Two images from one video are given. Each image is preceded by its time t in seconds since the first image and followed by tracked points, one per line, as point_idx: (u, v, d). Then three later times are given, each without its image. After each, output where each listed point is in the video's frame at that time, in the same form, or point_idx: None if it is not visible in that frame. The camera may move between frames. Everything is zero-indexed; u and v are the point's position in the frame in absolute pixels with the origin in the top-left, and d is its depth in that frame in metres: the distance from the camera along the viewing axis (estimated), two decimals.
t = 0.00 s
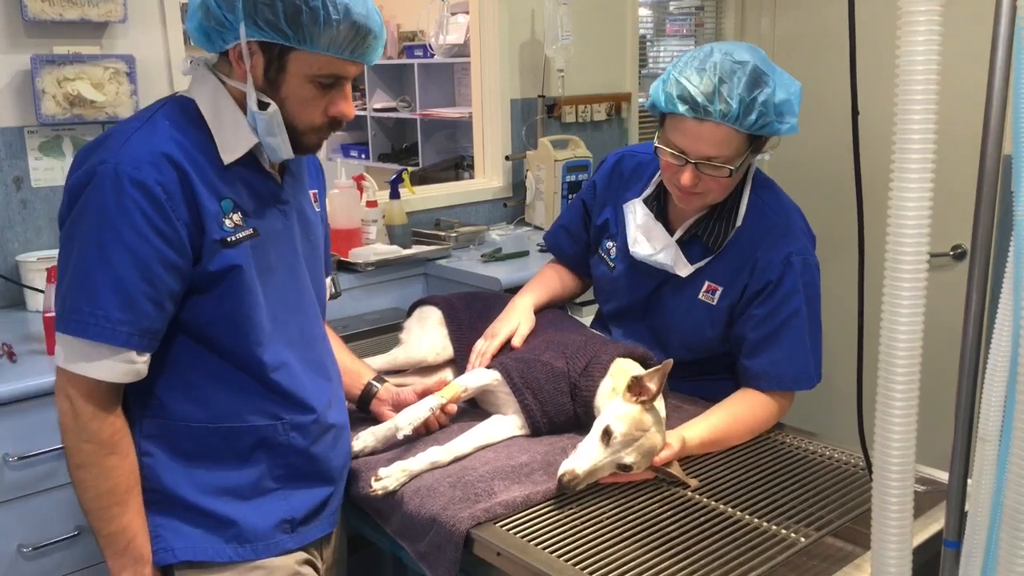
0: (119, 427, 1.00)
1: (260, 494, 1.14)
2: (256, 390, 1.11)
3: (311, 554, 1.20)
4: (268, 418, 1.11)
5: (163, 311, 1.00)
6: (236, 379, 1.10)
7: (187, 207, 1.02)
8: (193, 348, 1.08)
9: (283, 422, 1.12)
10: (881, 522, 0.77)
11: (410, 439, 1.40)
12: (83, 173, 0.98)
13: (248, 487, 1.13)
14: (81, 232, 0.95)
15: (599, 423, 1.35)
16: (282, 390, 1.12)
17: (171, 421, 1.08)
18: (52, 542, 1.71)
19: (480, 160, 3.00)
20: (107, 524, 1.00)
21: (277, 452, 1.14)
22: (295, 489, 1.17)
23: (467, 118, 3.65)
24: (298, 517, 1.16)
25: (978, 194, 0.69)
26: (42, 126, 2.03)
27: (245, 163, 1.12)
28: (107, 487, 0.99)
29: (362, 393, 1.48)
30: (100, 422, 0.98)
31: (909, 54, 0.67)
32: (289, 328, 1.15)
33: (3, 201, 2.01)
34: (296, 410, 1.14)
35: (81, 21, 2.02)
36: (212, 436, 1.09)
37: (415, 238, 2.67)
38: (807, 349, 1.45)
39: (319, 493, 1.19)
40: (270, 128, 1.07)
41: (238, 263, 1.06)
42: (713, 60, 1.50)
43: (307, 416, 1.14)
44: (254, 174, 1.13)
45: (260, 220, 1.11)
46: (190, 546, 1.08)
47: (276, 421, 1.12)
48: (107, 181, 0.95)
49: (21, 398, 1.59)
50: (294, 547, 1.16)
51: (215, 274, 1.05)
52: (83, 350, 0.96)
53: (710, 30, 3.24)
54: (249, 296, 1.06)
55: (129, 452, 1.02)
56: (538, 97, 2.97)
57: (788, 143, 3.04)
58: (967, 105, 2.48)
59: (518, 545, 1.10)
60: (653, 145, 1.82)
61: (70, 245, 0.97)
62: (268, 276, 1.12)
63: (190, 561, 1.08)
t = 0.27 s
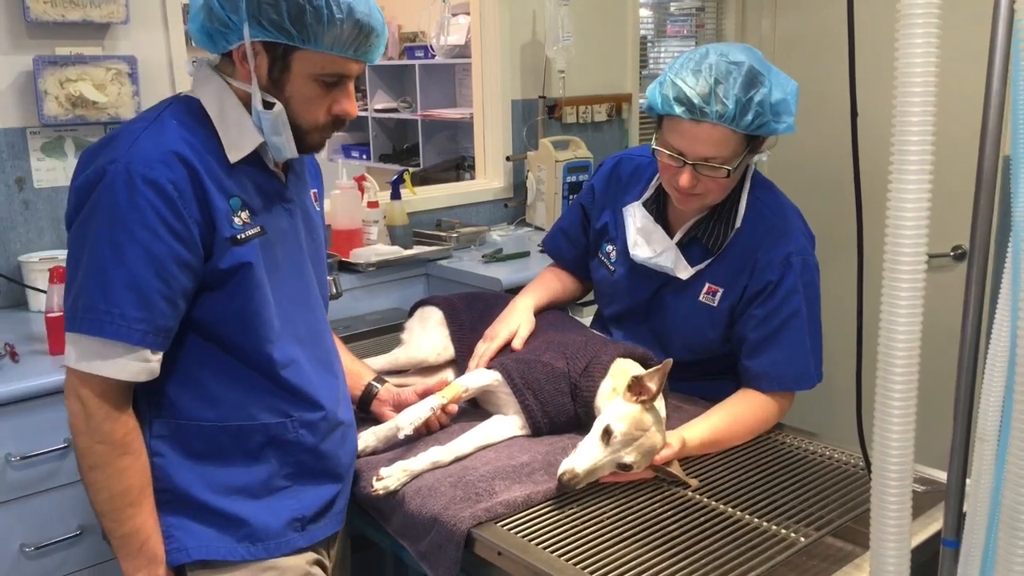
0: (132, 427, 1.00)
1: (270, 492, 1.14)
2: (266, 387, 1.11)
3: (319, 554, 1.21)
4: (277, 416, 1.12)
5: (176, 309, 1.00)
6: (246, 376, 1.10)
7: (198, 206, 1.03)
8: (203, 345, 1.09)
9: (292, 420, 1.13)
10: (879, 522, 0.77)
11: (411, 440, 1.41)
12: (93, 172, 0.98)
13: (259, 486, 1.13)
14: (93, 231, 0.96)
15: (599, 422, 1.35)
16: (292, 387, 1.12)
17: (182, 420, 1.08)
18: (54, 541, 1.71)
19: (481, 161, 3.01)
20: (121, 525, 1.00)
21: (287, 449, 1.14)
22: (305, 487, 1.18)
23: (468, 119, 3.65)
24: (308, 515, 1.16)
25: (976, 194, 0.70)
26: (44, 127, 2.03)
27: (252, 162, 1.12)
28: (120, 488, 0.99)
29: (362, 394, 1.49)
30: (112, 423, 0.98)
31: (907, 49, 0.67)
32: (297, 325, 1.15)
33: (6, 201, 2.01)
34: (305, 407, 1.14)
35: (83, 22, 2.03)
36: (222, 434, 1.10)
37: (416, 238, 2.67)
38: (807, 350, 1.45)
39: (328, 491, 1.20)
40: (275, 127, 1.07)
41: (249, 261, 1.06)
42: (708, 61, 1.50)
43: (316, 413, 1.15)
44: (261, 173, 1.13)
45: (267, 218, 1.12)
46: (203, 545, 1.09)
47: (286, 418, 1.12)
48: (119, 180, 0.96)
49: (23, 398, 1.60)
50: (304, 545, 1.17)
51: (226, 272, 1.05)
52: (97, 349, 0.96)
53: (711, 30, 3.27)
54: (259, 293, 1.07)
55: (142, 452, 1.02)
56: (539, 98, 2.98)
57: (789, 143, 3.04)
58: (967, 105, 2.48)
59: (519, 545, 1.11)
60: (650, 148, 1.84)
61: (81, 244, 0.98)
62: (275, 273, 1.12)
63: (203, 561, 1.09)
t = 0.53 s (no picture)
0: (138, 428, 1.01)
1: (275, 491, 1.15)
2: (270, 386, 1.12)
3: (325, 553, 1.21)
4: (281, 415, 1.12)
5: (182, 309, 1.00)
6: (250, 376, 1.11)
7: (203, 206, 1.03)
8: (208, 346, 1.09)
9: (297, 418, 1.13)
10: (877, 521, 0.77)
11: (411, 440, 1.41)
12: (97, 173, 0.99)
13: (264, 485, 1.14)
14: (99, 232, 0.96)
15: (599, 418, 1.33)
16: (296, 386, 1.12)
17: (188, 421, 1.09)
18: (54, 541, 1.72)
19: (481, 161, 3.01)
20: (127, 526, 1.01)
21: (292, 448, 1.14)
22: (310, 486, 1.18)
23: (468, 119, 3.65)
24: (314, 514, 1.17)
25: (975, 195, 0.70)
26: (45, 127, 2.04)
27: (254, 161, 1.12)
28: (127, 490, 1.00)
29: (362, 395, 1.49)
30: (119, 424, 0.99)
31: (905, 50, 0.67)
32: (300, 324, 1.16)
33: (6, 201, 2.02)
34: (309, 406, 1.15)
35: (84, 23, 2.03)
36: (227, 434, 1.10)
37: (416, 238, 2.68)
38: (805, 349, 1.46)
39: (333, 490, 1.20)
40: (277, 127, 1.07)
41: (254, 260, 1.06)
42: (697, 61, 1.51)
43: (320, 412, 1.15)
44: (263, 173, 1.13)
45: (270, 217, 1.12)
46: (211, 545, 1.09)
47: (290, 417, 1.13)
48: (124, 181, 0.96)
49: (24, 397, 1.60)
50: (310, 544, 1.17)
51: (231, 272, 1.05)
52: (105, 350, 0.96)
53: (711, 30, 3.25)
54: (263, 292, 1.07)
55: (148, 453, 1.02)
56: (539, 98, 2.98)
57: (789, 143, 3.04)
58: (966, 105, 2.48)
59: (518, 545, 1.11)
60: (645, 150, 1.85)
61: (87, 245, 0.98)
62: (279, 272, 1.13)
63: (210, 561, 1.09)
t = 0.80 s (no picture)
0: (142, 428, 1.01)
1: (279, 491, 1.15)
2: (273, 385, 1.12)
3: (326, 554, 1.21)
4: (284, 414, 1.12)
5: (186, 309, 1.01)
6: (253, 374, 1.11)
7: (207, 205, 1.03)
8: (211, 345, 1.09)
9: (300, 417, 1.13)
10: (878, 520, 0.78)
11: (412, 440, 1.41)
12: (100, 173, 0.99)
13: (267, 485, 1.14)
14: (102, 231, 0.96)
15: (600, 417, 1.33)
16: (299, 385, 1.12)
17: (191, 421, 1.09)
18: (55, 541, 1.72)
19: (481, 161, 3.01)
20: (131, 527, 1.01)
21: (295, 448, 1.15)
22: (312, 485, 1.18)
23: (468, 119, 3.65)
24: (316, 513, 1.17)
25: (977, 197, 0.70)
26: (45, 127, 2.04)
27: (256, 161, 1.12)
28: (131, 490, 1.00)
29: (363, 395, 1.49)
30: (123, 424, 0.99)
31: (905, 49, 0.67)
32: (302, 323, 1.16)
33: (6, 201, 2.02)
34: (312, 405, 1.15)
35: (84, 23, 2.03)
36: (230, 434, 1.10)
37: (417, 238, 2.68)
38: (805, 349, 1.46)
39: (335, 489, 1.20)
40: (279, 127, 1.08)
41: (257, 259, 1.07)
42: (687, 59, 1.51)
43: (323, 411, 1.15)
44: (264, 172, 1.14)
45: (272, 217, 1.13)
46: (214, 545, 1.09)
47: (293, 416, 1.13)
48: (127, 180, 0.96)
49: (24, 397, 1.60)
50: (313, 544, 1.17)
51: (234, 271, 1.06)
52: (110, 349, 0.96)
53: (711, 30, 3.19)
54: (267, 291, 1.07)
55: (152, 454, 1.02)
56: (539, 98, 2.98)
57: (789, 143, 3.04)
58: (966, 105, 2.48)
59: (519, 545, 1.11)
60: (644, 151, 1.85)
61: (90, 244, 0.98)
62: (281, 271, 1.13)
63: (214, 561, 1.09)
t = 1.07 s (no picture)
0: (145, 430, 1.01)
1: (281, 492, 1.15)
2: (275, 386, 1.12)
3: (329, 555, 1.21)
4: (287, 415, 1.13)
5: (190, 310, 1.01)
6: (256, 376, 1.11)
7: (210, 206, 1.03)
8: (214, 346, 1.09)
9: (302, 418, 1.13)
10: (874, 521, 0.78)
11: (412, 441, 1.41)
12: (103, 174, 0.99)
13: (269, 486, 1.14)
14: (105, 232, 0.96)
15: (599, 418, 1.33)
16: (301, 386, 1.13)
17: (193, 422, 1.09)
18: (55, 542, 1.72)
19: (481, 162, 3.01)
20: (134, 529, 1.01)
21: (298, 448, 1.15)
22: (314, 486, 1.18)
23: (468, 120, 3.66)
24: (319, 514, 1.17)
25: (975, 198, 0.70)
26: (46, 128, 2.04)
27: (258, 162, 1.12)
28: (134, 492, 1.00)
29: (363, 395, 1.49)
30: (126, 426, 0.99)
31: (901, 51, 0.67)
32: (304, 324, 1.16)
33: (6, 202, 2.02)
34: (314, 406, 1.15)
35: (85, 24, 2.04)
36: (232, 434, 1.10)
37: (416, 239, 2.68)
38: (805, 349, 1.46)
39: (337, 490, 1.20)
40: (281, 128, 1.08)
41: (260, 261, 1.07)
42: (664, 60, 1.54)
43: (325, 412, 1.15)
44: (267, 173, 1.14)
45: (275, 218, 1.13)
46: (217, 547, 1.09)
47: (295, 417, 1.13)
48: (131, 182, 0.96)
49: (25, 398, 1.60)
50: (315, 544, 1.17)
51: (237, 272, 1.06)
52: (112, 351, 0.97)
53: (711, 31, 3.24)
54: (270, 293, 1.07)
55: (155, 456, 1.02)
56: (538, 99, 2.98)
57: (789, 143, 3.05)
58: (966, 105, 2.48)
59: (518, 545, 1.11)
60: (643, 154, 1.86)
61: (93, 246, 0.98)
62: (284, 273, 1.13)
63: (217, 562, 1.09)
